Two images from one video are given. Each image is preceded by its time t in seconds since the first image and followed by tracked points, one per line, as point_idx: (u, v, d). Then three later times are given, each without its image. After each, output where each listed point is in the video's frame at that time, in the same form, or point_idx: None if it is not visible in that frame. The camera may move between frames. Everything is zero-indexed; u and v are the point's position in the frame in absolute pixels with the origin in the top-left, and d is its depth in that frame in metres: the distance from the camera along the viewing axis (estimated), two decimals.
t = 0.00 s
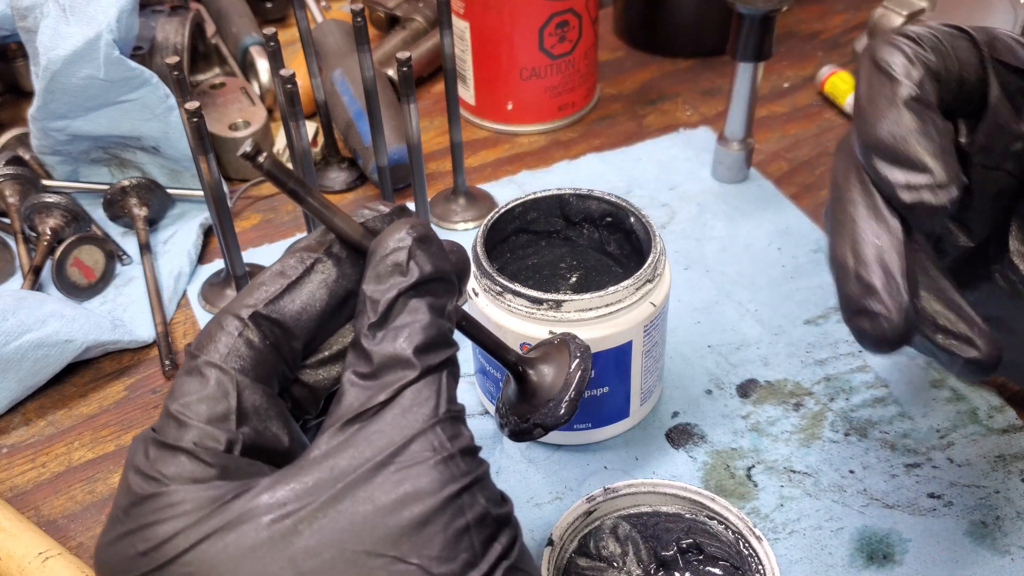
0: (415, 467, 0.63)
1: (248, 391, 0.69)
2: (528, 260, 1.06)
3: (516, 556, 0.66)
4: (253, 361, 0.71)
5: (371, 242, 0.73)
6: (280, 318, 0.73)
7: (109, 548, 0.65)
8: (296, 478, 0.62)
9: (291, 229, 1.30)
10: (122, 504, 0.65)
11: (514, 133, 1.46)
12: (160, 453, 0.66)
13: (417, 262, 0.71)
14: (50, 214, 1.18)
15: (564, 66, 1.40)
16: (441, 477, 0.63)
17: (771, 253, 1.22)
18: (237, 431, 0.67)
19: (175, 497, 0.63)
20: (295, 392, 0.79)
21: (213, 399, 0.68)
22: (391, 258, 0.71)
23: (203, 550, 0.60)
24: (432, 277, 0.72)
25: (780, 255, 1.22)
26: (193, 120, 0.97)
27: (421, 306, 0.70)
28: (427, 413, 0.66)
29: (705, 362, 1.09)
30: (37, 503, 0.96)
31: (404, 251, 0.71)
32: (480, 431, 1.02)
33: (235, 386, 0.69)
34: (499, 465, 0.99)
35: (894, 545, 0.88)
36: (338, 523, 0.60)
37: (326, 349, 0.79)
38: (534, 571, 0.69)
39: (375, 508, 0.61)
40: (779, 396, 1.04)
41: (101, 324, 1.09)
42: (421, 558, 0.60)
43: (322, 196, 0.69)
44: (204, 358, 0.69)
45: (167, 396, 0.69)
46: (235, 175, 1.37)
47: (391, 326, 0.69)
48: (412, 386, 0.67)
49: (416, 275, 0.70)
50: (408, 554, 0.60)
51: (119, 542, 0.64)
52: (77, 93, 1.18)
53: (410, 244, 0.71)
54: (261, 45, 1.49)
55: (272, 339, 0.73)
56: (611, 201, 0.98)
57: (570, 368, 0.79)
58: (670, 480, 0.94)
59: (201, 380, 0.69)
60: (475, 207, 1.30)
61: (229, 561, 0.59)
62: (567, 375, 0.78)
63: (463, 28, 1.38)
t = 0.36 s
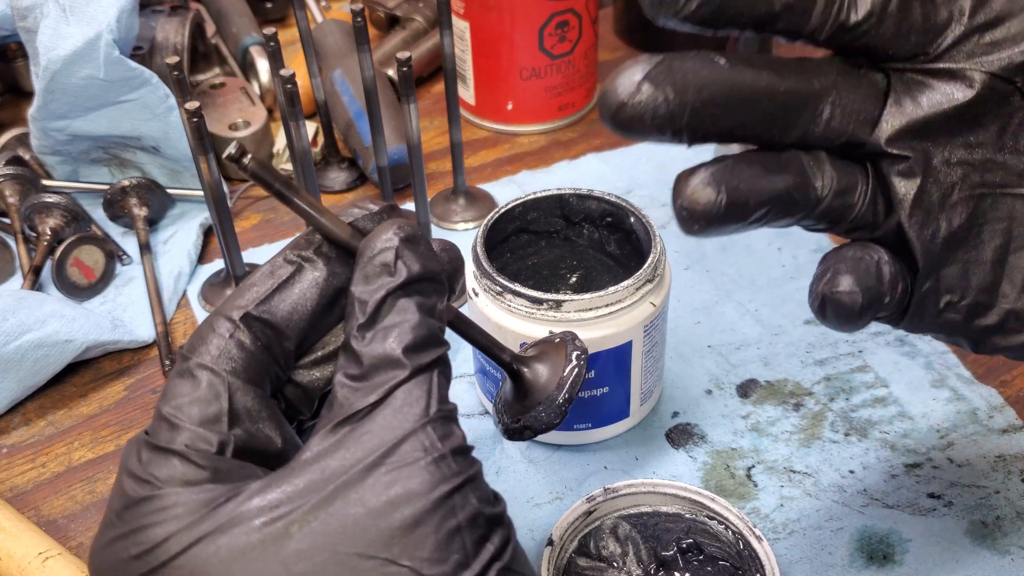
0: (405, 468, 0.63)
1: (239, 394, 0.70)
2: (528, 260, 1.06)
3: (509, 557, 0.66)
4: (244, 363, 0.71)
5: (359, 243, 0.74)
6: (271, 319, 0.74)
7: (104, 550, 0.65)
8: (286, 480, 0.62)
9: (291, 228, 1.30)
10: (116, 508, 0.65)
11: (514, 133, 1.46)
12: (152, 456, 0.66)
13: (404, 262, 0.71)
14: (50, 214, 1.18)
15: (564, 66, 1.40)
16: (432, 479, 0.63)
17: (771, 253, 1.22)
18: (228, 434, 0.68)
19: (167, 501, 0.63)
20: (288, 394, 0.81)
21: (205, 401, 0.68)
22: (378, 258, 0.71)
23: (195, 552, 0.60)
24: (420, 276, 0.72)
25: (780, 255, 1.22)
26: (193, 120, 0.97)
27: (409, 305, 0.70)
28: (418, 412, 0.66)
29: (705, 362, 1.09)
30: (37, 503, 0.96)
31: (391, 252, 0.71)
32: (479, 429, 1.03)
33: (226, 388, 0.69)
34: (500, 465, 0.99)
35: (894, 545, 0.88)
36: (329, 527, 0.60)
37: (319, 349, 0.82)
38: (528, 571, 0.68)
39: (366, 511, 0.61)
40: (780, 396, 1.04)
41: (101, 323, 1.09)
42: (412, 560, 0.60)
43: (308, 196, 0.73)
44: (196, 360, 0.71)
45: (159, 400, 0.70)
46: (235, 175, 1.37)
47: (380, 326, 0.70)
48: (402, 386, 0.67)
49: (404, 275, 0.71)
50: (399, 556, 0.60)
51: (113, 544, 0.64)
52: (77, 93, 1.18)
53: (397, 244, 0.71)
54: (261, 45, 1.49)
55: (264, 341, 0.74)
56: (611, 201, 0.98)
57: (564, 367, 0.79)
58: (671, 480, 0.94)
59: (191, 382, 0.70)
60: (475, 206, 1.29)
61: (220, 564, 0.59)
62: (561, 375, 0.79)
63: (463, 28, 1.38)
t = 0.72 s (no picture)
0: (401, 471, 0.63)
1: (235, 398, 0.70)
2: (528, 260, 1.06)
3: (505, 560, 0.66)
4: (240, 366, 0.71)
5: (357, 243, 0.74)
6: (267, 320, 0.74)
7: (101, 554, 0.65)
8: (282, 483, 0.62)
9: (290, 228, 1.30)
10: (111, 512, 0.65)
11: (513, 133, 1.46)
12: (148, 460, 0.66)
13: (402, 262, 0.71)
14: (50, 214, 1.18)
15: (564, 66, 1.40)
16: (427, 482, 0.63)
17: (771, 253, 1.22)
18: (224, 438, 0.68)
19: (163, 505, 0.63)
20: (284, 395, 0.82)
21: (200, 405, 0.69)
22: (375, 259, 0.71)
23: (191, 556, 0.60)
24: (417, 277, 0.72)
25: (780, 255, 1.22)
26: (193, 120, 0.97)
27: (407, 306, 0.71)
28: (414, 415, 0.66)
29: (705, 362, 1.09)
30: (37, 503, 0.96)
31: (389, 252, 0.71)
32: (477, 430, 1.03)
33: (221, 393, 0.69)
34: (500, 465, 0.99)
35: (894, 545, 0.88)
36: (325, 531, 0.60)
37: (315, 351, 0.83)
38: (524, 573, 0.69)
39: (362, 515, 0.61)
40: (779, 396, 1.04)
41: (100, 324, 1.09)
42: (408, 564, 0.60)
43: (304, 197, 0.73)
44: (191, 364, 0.70)
45: (154, 403, 0.70)
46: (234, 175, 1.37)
47: (377, 326, 0.70)
48: (398, 388, 0.67)
49: (402, 275, 0.71)
50: (395, 560, 0.60)
51: (109, 549, 0.64)
52: (77, 93, 1.18)
53: (395, 244, 0.72)
54: (260, 45, 1.49)
55: (259, 343, 0.74)
56: (611, 201, 0.98)
57: (560, 366, 0.79)
58: (670, 480, 0.94)
59: (187, 386, 0.70)
60: (475, 206, 1.29)
61: (216, 568, 0.59)
62: (557, 373, 0.79)
63: (463, 28, 1.38)
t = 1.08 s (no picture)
0: (401, 472, 0.63)
1: (236, 398, 0.70)
2: (528, 260, 1.06)
3: (505, 560, 0.66)
4: (242, 366, 0.71)
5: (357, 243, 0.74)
6: (268, 320, 0.74)
7: (102, 554, 0.65)
8: (283, 483, 0.62)
9: (290, 228, 1.30)
10: (111, 512, 0.65)
11: (513, 133, 1.46)
12: (148, 460, 0.66)
13: (403, 262, 0.71)
14: (50, 214, 1.18)
15: (564, 66, 1.40)
16: (427, 482, 0.63)
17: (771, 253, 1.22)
18: (225, 438, 0.68)
19: (162, 505, 0.63)
20: (285, 395, 0.82)
21: (202, 405, 0.69)
22: (376, 258, 0.71)
23: (190, 556, 0.60)
24: (418, 277, 0.72)
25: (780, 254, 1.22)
26: (193, 120, 0.97)
27: (407, 305, 0.71)
28: (414, 415, 0.66)
29: (705, 362, 1.09)
30: (36, 503, 0.96)
31: (390, 252, 0.71)
32: (478, 429, 1.03)
33: (223, 393, 0.69)
34: (500, 464, 0.99)
35: (894, 545, 0.88)
36: (325, 531, 0.60)
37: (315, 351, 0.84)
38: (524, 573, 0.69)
39: (362, 515, 0.61)
40: (779, 396, 1.04)
41: (101, 323, 1.09)
42: (408, 564, 0.60)
43: (305, 196, 0.73)
44: (193, 363, 0.70)
45: (155, 403, 0.70)
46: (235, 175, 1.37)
47: (378, 326, 0.70)
48: (398, 389, 0.67)
49: (403, 275, 0.71)
50: (395, 561, 0.60)
51: (110, 549, 0.64)
52: (77, 93, 1.18)
53: (396, 244, 0.72)
54: (261, 45, 1.49)
55: (261, 343, 0.74)
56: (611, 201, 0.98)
57: (561, 366, 0.79)
58: (671, 480, 0.94)
59: (188, 385, 0.70)
60: (475, 206, 1.29)
61: (215, 568, 0.59)
62: (558, 373, 0.79)
63: (463, 28, 1.38)
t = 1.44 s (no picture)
0: (400, 471, 0.63)
1: (236, 398, 0.70)
2: (529, 260, 1.06)
3: (505, 560, 0.66)
4: (242, 367, 0.72)
5: (357, 242, 0.74)
6: (268, 321, 0.75)
7: (102, 555, 0.65)
8: (282, 484, 0.62)
9: (290, 228, 1.30)
10: (112, 513, 0.65)
11: (513, 133, 1.46)
12: (149, 460, 0.66)
13: (403, 262, 0.72)
14: (50, 214, 1.18)
15: (564, 66, 1.40)
16: (427, 482, 0.63)
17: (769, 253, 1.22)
18: (225, 438, 0.68)
19: (163, 505, 0.63)
20: (286, 394, 0.82)
21: (202, 405, 0.69)
22: (376, 258, 0.71)
23: (191, 557, 0.60)
24: (417, 277, 0.72)
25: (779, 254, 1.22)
26: (194, 120, 0.97)
27: (407, 305, 0.71)
28: (413, 415, 0.66)
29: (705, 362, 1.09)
30: (37, 503, 0.97)
31: (390, 251, 0.72)
32: (478, 430, 1.03)
33: (223, 393, 0.69)
34: (500, 465, 0.99)
35: (894, 545, 0.88)
36: (325, 531, 0.60)
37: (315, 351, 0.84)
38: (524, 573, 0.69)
39: (362, 516, 0.61)
40: (779, 396, 1.04)
41: (101, 324, 1.09)
42: (408, 564, 0.61)
43: (305, 197, 0.73)
44: (193, 364, 0.71)
45: (155, 403, 0.70)
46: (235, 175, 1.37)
47: (378, 325, 0.70)
48: (398, 389, 0.67)
49: (403, 275, 0.71)
50: (395, 560, 0.60)
51: (110, 549, 0.64)
52: (77, 93, 1.18)
53: (396, 244, 0.72)
54: (261, 45, 1.49)
55: (261, 343, 0.74)
56: (611, 201, 0.98)
57: (561, 366, 0.79)
58: (671, 480, 0.94)
59: (189, 386, 0.70)
60: (475, 206, 1.30)
61: (215, 569, 0.59)
62: (557, 373, 0.79)
63: (463, 28, 1.38)
